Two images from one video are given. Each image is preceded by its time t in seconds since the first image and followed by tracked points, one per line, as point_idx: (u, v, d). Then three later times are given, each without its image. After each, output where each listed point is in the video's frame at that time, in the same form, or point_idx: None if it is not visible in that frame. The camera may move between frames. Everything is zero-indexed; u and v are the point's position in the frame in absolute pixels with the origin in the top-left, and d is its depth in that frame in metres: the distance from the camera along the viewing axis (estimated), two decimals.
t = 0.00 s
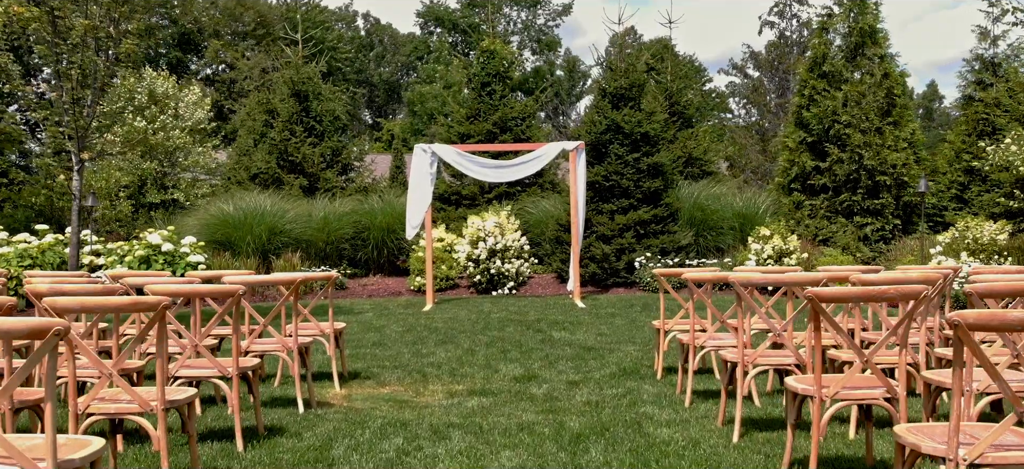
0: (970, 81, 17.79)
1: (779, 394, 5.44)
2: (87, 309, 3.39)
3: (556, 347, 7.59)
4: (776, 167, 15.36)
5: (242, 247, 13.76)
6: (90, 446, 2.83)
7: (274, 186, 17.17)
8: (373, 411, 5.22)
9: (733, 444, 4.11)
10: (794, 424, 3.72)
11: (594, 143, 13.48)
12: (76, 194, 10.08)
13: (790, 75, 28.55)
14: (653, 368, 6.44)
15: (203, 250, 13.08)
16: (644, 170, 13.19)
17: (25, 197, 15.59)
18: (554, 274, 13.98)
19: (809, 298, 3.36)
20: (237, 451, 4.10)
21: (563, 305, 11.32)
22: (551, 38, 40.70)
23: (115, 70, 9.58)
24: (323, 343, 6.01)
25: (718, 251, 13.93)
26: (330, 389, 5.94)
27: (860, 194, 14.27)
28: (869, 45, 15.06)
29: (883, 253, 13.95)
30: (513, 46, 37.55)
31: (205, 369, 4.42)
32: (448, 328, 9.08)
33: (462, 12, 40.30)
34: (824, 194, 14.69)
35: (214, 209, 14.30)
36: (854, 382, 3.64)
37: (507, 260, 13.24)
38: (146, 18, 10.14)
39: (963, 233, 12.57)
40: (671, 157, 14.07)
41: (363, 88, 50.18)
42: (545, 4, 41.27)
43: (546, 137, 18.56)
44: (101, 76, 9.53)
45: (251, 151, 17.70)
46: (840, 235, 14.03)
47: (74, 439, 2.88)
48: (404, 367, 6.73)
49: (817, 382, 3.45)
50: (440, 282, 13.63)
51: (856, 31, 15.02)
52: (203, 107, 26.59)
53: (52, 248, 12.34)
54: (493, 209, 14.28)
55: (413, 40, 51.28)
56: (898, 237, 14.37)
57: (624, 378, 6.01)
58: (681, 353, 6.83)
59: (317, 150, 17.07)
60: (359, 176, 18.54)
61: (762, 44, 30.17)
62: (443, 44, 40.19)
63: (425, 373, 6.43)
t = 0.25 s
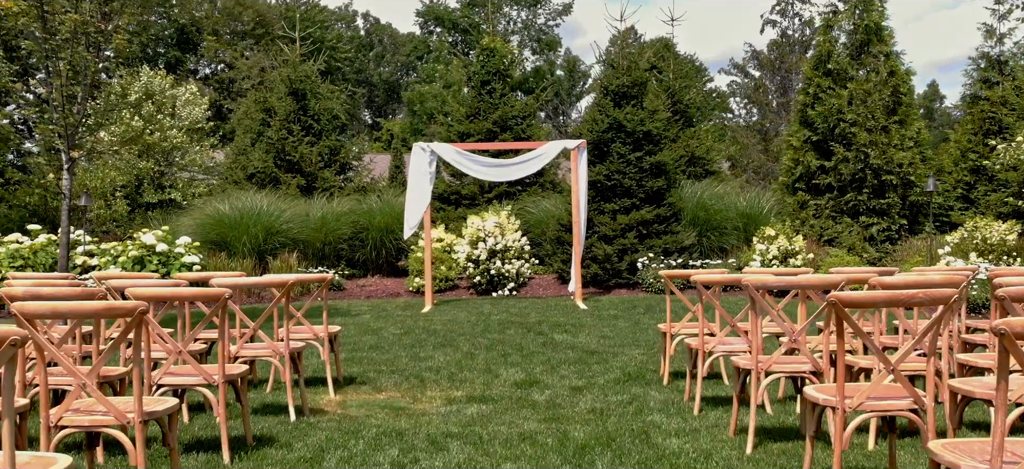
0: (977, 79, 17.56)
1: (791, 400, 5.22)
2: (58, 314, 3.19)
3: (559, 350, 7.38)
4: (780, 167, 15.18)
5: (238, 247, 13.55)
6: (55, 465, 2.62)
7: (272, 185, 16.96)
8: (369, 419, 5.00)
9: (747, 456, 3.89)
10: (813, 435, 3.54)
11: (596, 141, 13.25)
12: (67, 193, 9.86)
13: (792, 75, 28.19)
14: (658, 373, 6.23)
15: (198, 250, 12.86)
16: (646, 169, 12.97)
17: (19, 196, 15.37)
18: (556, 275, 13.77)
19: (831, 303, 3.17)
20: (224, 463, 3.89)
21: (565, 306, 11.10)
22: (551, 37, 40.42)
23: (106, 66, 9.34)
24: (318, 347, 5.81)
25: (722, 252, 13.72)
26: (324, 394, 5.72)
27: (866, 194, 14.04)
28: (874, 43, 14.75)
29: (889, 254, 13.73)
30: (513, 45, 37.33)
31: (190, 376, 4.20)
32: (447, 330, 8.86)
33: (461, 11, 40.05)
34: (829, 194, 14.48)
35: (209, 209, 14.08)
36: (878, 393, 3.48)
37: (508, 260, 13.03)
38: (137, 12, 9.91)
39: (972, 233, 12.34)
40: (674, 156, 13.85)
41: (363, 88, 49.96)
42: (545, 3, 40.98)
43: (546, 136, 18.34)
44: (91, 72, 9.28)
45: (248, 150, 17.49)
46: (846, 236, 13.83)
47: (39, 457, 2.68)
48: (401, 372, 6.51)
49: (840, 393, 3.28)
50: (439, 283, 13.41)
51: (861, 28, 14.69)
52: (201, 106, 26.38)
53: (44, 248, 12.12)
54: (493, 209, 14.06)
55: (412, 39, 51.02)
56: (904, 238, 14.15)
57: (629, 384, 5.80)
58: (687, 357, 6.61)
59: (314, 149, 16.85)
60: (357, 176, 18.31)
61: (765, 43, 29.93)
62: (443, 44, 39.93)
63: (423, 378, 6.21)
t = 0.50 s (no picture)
0: (983, 78, 17.33)
1: (804, 407, 5.01)
2: (26, 321, 2.96)
3: (561, 354, 7.17)
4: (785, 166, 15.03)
5: (234, 247, 13.34)
6: None
7: (269, 185, 16.76)
8: (364, 427, 4.79)
9: None
10: (834, 448, 3.49)
11: (597, 140, 13.00)
12: (57, 191, 9.65)
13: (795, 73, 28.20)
14: (664, 378, 6.02)
15: (193, 251, 12.65)
16: (649, 168, 12.76)
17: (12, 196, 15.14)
18: (557, 276, 13.57)
19: (859, 309, 2.96)
20: None
21: (566, 308, 10.89)
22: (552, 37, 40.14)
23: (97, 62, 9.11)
24: (311, 352, 5.59)
25: (726, 252, 13.52)
26: (318, 400, 5.51)
27: (871, 194, 13.82)
28: (880, 40, 14.55)
29: (895, 254, 13.52)
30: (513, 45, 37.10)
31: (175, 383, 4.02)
32: (446, 333, 8.66)
33: (461, 10, 39.81)
34: (834, 194, 14.27)
35: (205, 208, 13.87)
36: (906, 404, 3.36)
37: (508, 261, 12.83)
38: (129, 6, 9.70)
39: (981, 234, 12.13)
40: (677, 155, 13.63)
41: (362, 88, 49.73)
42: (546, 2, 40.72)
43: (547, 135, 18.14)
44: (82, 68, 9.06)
45: (244, 149, 17.30)
46: (851, 236, 13.63)
47: None
48: (399, 376, 6.30)
49: (867, 405, 3.18)
50: (439, 284, 13.21)
51: (867, 26, 14.51)
52: (199, 106, 26.17)
53: (36, 248, 11.89)
54: (493, 209, 13.85)
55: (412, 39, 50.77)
56: (910, 238, 13.94)
57: (635, 390, 5.58)
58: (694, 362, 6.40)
59: (312, 148, 16.63)
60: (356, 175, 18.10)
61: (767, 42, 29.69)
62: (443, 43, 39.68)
63: (420, 384, 6.01)
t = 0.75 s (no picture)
0: (989, 76, 17.13)
1: (817, 414, 4.81)
2: None
3: (564, 357, 6.98)
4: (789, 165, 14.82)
5: (230, 247, 13.15)
6: None
7: (267, 184, 16.56)
8: (359, 435, 4.59)
9: None
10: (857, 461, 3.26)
11: (599, 138, 12.79)
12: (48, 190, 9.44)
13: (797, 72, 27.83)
14: (671, 383, 5.82)
15: (189, 251, 12.46)
16: (652, 166, 12.57)
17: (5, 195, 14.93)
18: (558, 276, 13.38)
19: (888, 314, 2.76)
20: None
21: (568, 309, 10.69)
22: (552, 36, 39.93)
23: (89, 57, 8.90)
24: (306, 356, 5.40)
25: (729, 252, 13.33)
26: (313, 406, 5.31)
27: (877, 193, 13.63)
28: (886, 37, 14.30)
29: (901, 254, 13.33)
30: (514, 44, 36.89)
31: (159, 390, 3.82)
32: (446, 335, 8.46)
33: (461, 9, 39.62)
34: (839, 193, 14.09)
35: (201, 208, 13.68)
36: (935, 414, 3.07)
37: (509, 261, 12.63)
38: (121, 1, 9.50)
39: (989, 234, 11.94)
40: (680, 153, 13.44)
41: (362, 87, 49.56)
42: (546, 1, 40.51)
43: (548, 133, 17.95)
44: (73, 63, 8.85)
45: (241, 148, 17.10)
46: (857, 236, 13.44)
47: None
48: (396, 380, 6.11)
49: (896, 415, 2.86)
50: (438, 284, 13.02)
51: (871, 23, 14.33)
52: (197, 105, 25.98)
53: (28, 249, 11.67)
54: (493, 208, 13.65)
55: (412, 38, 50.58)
56: (917, 238, 13.75)
57: (641, 396, 5.38)
58: (701, 366, 6.21)
59: (310, 147, 16.45)
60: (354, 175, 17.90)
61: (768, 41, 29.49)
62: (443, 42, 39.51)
63: (419, 388, 5.81)
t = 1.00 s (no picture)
0: (994, 74, 16.94)
1: (832, 421, 4.62)
2: None
3: (567, 360, 6.78)
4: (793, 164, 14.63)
5: (226, 248, 12.96)
6: None
7: (264, 184, 16.37)
8: (354, 444, 4.40)
9: None
10: None
11: (601, 137, 12.59)
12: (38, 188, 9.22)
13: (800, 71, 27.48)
14: (678, 388, 5.62)
15: (185, 251, 12.27)
16: (654, 165, 12.38)
17: None
18: (559, 276, 13.18)
19: (919, 322, 2.57)
20: None
21: (570, 310, 10.49)
22: (552, 35, 39.62)
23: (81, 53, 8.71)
24: (301, 360, 5.22)
25: (733, 253, 13.15)
26: (307, 412, 5.12)
27: (883, 192, 13.43)
28: (891, 35, 14.25)
29: (907, 255, 13.14)
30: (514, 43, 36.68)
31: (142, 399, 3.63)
32: (445, 337, 8.27)
33: (461, 9, 39.43)
34: (844, 192, 13.90)
35: (197, 207, 13.49)
36: (967, 427, 2.84)
37: (510, 262, 12.45)
38: None
39: (997, 234, 11.74)
40: (683, 152, 13.24)
41: (362, 87, 49.38)
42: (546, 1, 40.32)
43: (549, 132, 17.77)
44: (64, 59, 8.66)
45: (238, 147, 16.89)
46: (862, 236, 13.27)
47: None
48: (394, 385, 5.92)
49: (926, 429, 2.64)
50: (438, 285, 12.83)
51: (877, 19, 14.19)
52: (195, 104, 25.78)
53: (19, 249, 11.45)
54: (493, 208, 13.46)
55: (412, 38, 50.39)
56: (923, 238, 13.55)
57: (648, 402, 5.18)
58: (708, 370, 6.02)
59: (308, 146, 16.26)
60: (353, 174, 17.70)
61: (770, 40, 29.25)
62: (443, 42, 39.30)
63: (417, 393, 5.62)
